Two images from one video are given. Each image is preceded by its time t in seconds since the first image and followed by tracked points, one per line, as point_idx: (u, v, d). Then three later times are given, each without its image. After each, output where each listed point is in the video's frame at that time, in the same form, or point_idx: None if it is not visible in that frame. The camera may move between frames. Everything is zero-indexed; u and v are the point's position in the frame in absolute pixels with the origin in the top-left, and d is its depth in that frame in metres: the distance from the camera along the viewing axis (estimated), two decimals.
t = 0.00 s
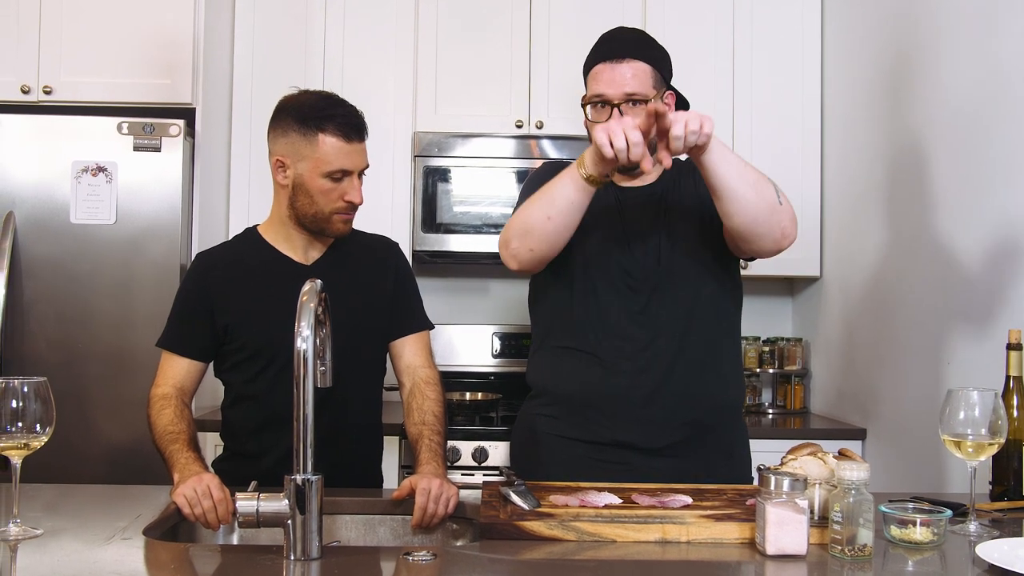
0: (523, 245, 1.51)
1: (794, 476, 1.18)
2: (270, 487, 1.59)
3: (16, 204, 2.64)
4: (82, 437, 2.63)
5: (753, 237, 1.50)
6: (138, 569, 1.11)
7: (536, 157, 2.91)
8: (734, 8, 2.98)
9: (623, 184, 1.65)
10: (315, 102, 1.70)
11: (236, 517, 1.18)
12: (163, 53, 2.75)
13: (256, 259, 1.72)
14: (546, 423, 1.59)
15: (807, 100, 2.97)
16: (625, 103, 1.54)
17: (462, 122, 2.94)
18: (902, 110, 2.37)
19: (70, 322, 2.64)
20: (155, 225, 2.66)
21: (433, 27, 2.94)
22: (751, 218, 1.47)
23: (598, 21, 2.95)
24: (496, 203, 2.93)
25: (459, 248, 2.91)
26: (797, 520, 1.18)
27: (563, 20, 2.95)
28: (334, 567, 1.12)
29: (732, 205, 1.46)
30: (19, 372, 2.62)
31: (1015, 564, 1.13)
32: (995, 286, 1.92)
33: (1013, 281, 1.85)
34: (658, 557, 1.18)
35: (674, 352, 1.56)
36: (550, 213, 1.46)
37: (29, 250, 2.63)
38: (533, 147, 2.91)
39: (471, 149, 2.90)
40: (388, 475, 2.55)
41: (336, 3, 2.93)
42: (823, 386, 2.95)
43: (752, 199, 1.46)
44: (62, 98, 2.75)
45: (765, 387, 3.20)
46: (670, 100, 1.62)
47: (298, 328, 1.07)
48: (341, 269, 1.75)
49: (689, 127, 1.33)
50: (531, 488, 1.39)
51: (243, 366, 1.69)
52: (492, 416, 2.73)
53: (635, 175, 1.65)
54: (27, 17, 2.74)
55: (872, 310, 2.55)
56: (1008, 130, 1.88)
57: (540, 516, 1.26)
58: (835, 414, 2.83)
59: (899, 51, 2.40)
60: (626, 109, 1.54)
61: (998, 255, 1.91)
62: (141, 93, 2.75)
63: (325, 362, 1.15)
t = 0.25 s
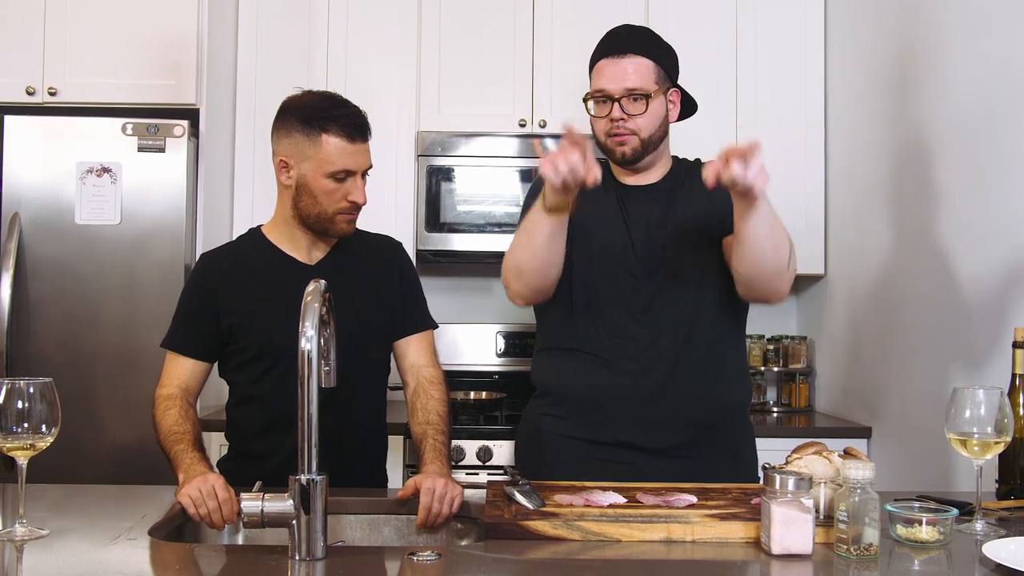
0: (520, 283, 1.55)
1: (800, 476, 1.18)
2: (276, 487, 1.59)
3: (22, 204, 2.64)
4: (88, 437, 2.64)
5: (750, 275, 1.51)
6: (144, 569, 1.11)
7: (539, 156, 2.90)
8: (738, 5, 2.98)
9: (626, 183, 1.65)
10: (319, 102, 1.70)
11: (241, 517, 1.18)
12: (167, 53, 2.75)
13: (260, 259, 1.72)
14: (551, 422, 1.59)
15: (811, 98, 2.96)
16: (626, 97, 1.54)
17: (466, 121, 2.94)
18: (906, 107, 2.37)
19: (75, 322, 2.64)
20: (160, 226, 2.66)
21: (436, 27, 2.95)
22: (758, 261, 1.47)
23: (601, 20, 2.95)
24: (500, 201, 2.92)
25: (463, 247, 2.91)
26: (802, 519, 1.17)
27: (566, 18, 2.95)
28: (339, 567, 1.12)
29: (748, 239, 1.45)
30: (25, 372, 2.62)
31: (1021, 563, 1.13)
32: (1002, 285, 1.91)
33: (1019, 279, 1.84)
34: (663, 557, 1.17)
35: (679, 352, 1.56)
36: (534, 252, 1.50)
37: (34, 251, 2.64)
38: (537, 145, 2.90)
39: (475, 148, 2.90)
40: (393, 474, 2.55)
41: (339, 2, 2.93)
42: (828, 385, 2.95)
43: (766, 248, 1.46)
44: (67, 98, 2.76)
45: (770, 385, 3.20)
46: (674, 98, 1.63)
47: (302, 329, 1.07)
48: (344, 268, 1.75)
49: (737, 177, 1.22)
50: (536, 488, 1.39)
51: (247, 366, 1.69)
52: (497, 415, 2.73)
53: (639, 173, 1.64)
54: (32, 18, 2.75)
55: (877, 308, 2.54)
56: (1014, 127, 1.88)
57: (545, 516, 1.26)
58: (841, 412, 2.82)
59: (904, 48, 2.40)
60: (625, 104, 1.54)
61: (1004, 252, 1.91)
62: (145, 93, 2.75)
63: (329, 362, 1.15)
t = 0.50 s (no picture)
0: (537, 307, 1.55)
1: (812, 474, 1.17)
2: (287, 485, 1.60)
3: (34, 203, 2.66)
4: (100, 434, 2.65)
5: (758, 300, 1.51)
6: (157, 565, 1.12)
7: (549, 154, 2.91)
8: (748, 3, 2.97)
9: (637, 181, 1.64)
10: (329, 101, 1.70)
11: (252, 514, 1.18)
12: (178, 52, 2.76)
13: (271, 257, 1.72)
14: (562, 421, 1.59)
15: (822, 96, 2.95)
16: (639, 97, 1.55)
17: (476, 120, 2.94)
18: (918, 105, 2.36)
19: (87, 320, 2.65)
20: (171, 224, 2.67)
21: (446, 25, 2.95)
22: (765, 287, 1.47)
23: (612, 17, 2.95)
24: (510, 200, 2.92)
25: (473, 246, 2.92)
26: (814, 518, 1.17)
27: (576, 16, 2.95)
28: (350, 565, 1.12)
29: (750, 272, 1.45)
30: (37, 370, 2.64)
31: None
32: (1015, 283, 1.90)
33: None
34: (674, 555, 1.17)
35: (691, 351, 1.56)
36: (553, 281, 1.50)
37: (46, 250, 2.65)
38: (547, 144, 2.91)
39: (484, 147, 2.91)
40: (403, 472, 2.55)
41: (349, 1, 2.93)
42: (839, 384, 2.94)
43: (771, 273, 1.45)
44: (79, 97, 2.77)
45: (780, 384, 3.19)
46: (687, 95, 1.63)
47: (314, 327, 1.07)
48: (355, 267, 1.75)
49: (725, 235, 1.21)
50: (546, 486, 1.39)
51: (258, 364, 1.69)
52: (507, 413, 2.73)
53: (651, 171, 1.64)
54: (45, 18, 2.76)
55: (889, 307, 2.54)
56: None
57: (556, 514, 1.26)
58: (852, 411, 2.82)
59: (915, 45, 2.39)
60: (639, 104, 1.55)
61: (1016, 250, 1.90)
62: (157, 93, 2.76)
63: (341, 360, 1.16)
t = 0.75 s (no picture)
0: (553, 253, 1.53)
1: (817, 475, 1.16)
2: (292, 484, 1.60)
3: (41, 201, 2.66)
4: (106, 432, 2.66)
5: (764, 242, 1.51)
6: (161, 565, 1.12)
7: (556, 153, 2.90)
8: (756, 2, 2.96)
9: (645, 180, 1.65)
10: (336, 100, 1.70)
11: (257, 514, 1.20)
12: (185, 50, 2.76)
13: (277, 256, 1.72)
14: (568, 420, 1.60)
15: (829, 95, 2.94)
16: (630, 102, 1.53)
17: (483, 119, 2.94)
18: (924, 104, 2.35)
19: (93, 318, 2.66)
20: (177, 222, 2.68)
21: (454, 25, 2.94)
22: (759, 220, 1.47)
23: (619, 17, 2.94)
24: (517, 199, 2.92)
25: (479, 245, 2.91)
26: (819, 518, 1.17)
27: (584, 16, 2.94)
28: (355, 565, 1.12)
29: (742, 210, 1.46)
30: (43, 369, 2.64)
31: None
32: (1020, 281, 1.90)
33: None
34: (679, 556, 1.17)
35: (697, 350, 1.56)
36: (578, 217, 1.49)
37: (53, 248, 2.66)
38: (554, 143, 2.90)
39: (491, 145, 2.89)
40: (409, 471, 2.56)
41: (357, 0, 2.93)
42: (845, 383, 2.94)
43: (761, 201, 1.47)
44: (86, 95, 2.77)
45: (786, 384, 3.19)
46: (690, 98, 1.60)
47: (319, 326, 1.07)
48: (361, 265, 1.75)
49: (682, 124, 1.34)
50: (551, 485, 1.39)
51: (264, 363, 1.70)
52: (513, 412, 2.73)
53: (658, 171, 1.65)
54: (51, 15, 2.76)
55: (895, 307, 2.53)
56: None
57: (560, 514, 1.26)
58: (857, 410, 2.81)
59: (921, 44, 2.38)
60: (630, 111, 1.53)
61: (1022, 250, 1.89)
62: (163, 90, 2.76)
63: (346, 359, 1.15)
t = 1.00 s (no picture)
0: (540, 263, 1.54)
1: (817, 475, 1.17)
2: (293, 484, 1.60)
3: (41, 201, 2.66)
4: (107, 433, 2.66)
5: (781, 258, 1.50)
6: (162, 565, 1.12)
7: (557, 154, 2.90)
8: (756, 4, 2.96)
9: (644, 183, 1.66)
10: (338, 100, 1.71)
11: (258, 514, 1.20)
12: (185, 51, 2.77)
13: (278, 256, 1.73)
14: (568, 421, 1.60)
15: (829, 96, 2.95)
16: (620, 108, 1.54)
17: (484, 119, 2.94)
18: (924, 105, 2.36)
19: (94, 319, 2.66)
20: (177, 223, 2.68)
21: (454, 26, 2.94)
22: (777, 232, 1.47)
23: (619, 17, 2.94)
24: (517, 200, 2.92)
25: (479, 246, 2.92)
26: (818, 518, 1.17)
27: (585, 17, 2.94)
28: (356, 565, 1.12)
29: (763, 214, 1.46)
30: (43, 369, 2.64)
31: None
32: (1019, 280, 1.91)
33: None
34: (680, 556, 1.17)
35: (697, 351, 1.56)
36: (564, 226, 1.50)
37: (53, 248, 2.66)
38: (555, 144, 2.90)
39: (492, 146, 2.90)
40: (409, 471, 2.56)
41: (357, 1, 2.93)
42: (844, 384, 2.94)
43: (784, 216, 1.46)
44: (86, 96, 2.77)
45: (786, 385, 3.19)
46: (686, 106, 1.59)
47: (320, 326, 1.07)
48: (362, 266, 1.75)
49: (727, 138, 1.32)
50: (552, 485, 1.39)
51: (265, 363, 1.70)
52: (513, 413, 2.73)
53: (655, 176, 1.65)
54: (52, 16, 2.76)
55: (894, 307, 2.54)
56: None
57: (561, 515, 1.27)
58: (857, 411, 2.82)
59: (921, 46, 2.39)
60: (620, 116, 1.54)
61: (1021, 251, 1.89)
62: (163, 91, 2.77)
63: (347, 359, 1.16)
